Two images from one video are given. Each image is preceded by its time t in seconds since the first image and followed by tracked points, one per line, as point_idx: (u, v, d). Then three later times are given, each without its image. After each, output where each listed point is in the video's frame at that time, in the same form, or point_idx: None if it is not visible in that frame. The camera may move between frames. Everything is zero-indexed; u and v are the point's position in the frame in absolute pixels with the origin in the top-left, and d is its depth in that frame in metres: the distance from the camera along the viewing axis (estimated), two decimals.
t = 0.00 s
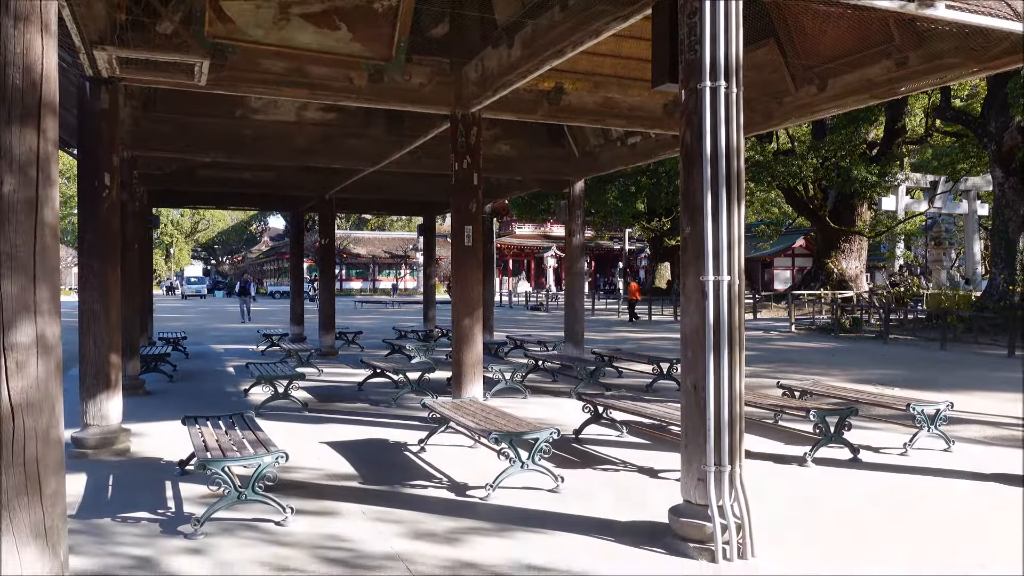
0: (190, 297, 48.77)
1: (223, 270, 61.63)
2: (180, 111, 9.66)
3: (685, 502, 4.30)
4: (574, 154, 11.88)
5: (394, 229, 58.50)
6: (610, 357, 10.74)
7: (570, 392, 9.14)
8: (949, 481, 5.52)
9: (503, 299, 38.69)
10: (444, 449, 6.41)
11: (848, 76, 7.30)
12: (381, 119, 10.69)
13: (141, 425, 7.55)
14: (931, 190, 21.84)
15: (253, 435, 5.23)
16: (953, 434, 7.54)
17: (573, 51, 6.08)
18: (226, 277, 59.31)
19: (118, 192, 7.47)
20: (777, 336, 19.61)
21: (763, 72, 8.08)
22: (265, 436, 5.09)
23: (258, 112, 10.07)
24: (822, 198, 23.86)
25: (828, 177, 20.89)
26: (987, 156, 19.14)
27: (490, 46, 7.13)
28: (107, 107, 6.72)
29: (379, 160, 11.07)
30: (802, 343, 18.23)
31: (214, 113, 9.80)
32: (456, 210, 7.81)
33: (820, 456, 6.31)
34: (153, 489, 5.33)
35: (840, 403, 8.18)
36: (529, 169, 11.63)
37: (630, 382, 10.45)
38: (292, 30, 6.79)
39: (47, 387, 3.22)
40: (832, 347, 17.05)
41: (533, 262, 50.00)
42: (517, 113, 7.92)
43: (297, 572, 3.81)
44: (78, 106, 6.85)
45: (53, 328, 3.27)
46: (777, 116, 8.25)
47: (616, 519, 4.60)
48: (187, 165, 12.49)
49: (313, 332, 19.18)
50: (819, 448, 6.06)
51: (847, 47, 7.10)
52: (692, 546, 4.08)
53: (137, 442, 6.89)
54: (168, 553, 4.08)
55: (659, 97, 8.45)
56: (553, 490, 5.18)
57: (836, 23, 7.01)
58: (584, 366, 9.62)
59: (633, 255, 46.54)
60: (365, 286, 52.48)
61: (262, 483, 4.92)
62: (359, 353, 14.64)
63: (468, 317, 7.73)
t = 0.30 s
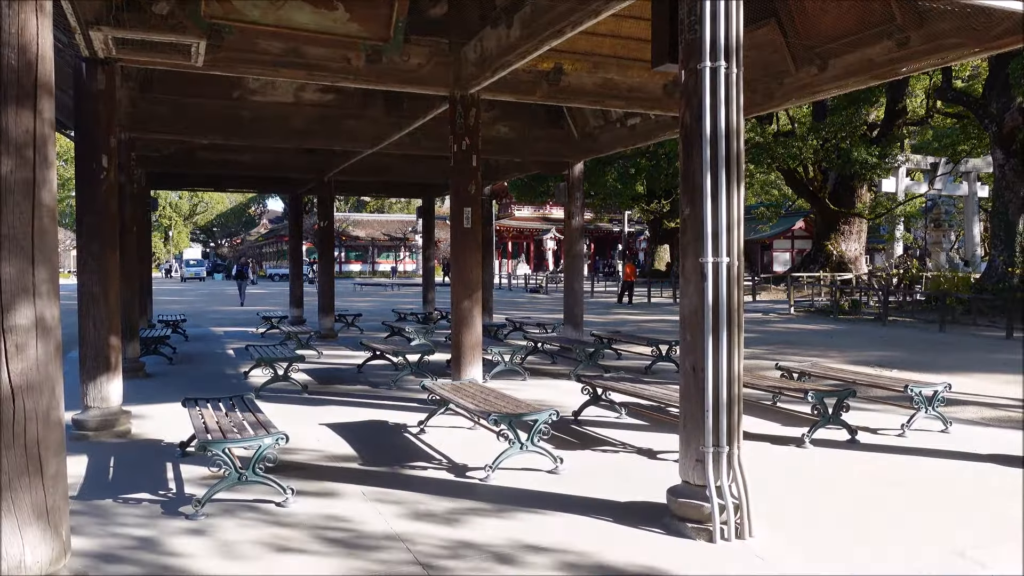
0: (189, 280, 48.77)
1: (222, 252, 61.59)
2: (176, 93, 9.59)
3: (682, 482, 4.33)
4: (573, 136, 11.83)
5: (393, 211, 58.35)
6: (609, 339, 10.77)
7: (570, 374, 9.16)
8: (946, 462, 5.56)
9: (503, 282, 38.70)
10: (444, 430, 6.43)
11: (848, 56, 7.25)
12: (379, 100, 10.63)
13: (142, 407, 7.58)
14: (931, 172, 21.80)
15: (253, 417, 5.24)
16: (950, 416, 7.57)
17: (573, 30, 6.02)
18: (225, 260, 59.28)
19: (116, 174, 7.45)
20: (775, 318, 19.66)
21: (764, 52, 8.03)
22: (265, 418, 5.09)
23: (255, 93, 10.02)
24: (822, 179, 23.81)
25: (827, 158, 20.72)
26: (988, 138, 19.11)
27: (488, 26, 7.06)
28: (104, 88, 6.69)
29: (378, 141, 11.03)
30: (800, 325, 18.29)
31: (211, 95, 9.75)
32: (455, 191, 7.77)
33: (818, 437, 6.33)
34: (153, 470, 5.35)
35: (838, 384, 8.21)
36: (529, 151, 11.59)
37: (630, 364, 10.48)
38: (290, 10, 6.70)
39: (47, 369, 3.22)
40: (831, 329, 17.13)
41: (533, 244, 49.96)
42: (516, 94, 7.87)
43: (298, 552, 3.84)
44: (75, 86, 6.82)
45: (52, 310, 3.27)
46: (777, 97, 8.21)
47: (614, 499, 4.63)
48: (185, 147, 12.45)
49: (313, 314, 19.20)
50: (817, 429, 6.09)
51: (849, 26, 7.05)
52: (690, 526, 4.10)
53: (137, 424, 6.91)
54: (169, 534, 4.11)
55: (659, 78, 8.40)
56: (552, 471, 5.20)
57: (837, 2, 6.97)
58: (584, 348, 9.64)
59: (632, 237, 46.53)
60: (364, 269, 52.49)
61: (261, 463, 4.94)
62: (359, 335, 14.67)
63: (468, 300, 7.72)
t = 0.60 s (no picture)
0: (189, 272, 48.74)
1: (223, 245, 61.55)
2: (174, 84, 9.56)
3: (681, 472, 4.32)
4: (573, 127, 11.80)
5: (393, 203, 58.26)
6: (609, 330, 10.76)
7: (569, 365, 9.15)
8: (946, 453, 5.55)
9: (503, 273, 38.64)
10: (442, 422, 6.42)
11: (848, 45, 7.21)
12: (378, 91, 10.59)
13: (141, 399, 7.57)
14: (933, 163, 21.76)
15: (251, 409, 5.23)
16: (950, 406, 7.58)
17: (571, 20, 5.98)
18: (226, 252, 59.23)
19: (114, 165, 7.44)
20: (776, 309, 19.64)
21: (763, 41, 8.01)
22: (264, 409, 5.08)
23: (253, 84, 9.97)
24: (823, 170, 23.75)
25: (828, 149, 20.69)
26: (989, 128, 19.08)
27: (486, 16, 7.01)
28: (101, 79, 6.66)
29: (376, 133, 10.99)
30: (801, 316, 18.29)
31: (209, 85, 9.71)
32: (453, 182, 7.74)
33: (817, 427, 6.33)
34: (152, 462, 5.35)
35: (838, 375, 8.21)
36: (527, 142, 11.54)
37: (629, 355, 10.48)
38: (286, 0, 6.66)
39: (41, 361, 3.21)
40: (831, 320, 17.13)
41: (533, 236, 49.95)
42: (514, 84, 7.83)
43: (296, 543, 3.84)
44: (71, 77, 6.79)
45: (46, 301, 3.25)
46: (777, 86, 8.18)
47: (612, 490, 4.63)
48: (184, 138, 12.42)
49: (312, 307, 19.19)
50: (816, 419, 6.08)
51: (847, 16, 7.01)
52: (688, 516, 4.09)
53: (136, 416, 6.90)
54: (167, 526, 4.11)
55: (658, 68, 8.36)
56: (550, 462, 5.19)
57: None
58: (583, 339, 9.63)
59: (632, 229, 46.50)
60: (364, 261, 52.49)
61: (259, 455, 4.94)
62: (359, 327, 14.67)
63: (467, 291, 7.69)
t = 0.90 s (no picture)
0: (182, 272, 48.54)
1: (215, 245, 61.36)
2: (160, 82, 9.47)
3: (666, 472, 4.27)
4: (563, 125, 11.77)
5: (387, 203, 58.17)
6: (599, 330, 10.73)
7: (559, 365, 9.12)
8: (935, 451, 5.53)
9: (497, 273, 38.62)
10: (429, 422, 6.37)
11: (837, 42, 7.17)
12: (367, 90, 10.53)
13: (126, 400, 7.50)
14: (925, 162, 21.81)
15: (234, 409, 5.17)
16: (939, 404, 7.57)
17: (559, 16, 5.93)
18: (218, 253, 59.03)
19: (98, 164, 7.35)
20: (768, 309, 19.68)
21: (753, 39, 7.96)
22: (246, 410, 5.02)
23: (241, 82, 9.90)
24: (815, 169, 23.78)
25: (821, 149, 20.73)
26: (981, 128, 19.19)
27: (474, 13, 6.94)
28: (84, 76, 6.57)
29: (366, 131, 10.94)
30: (792, 315, 18.33)
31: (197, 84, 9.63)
32: (441, 181, 7.67)
33: (805, 426, 6.31)
34: (134, 463, 5.28)
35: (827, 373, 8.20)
36: (518, 141, 11.48)
37: (620, 355, 10.45)
38: None
39: (11, 360, 3.15)
40: (823, 319, 17.17)
41: (527, 236, 49.96)
42: (503, 82, 7.75)
43: (276, 545, 3.78)
44: (54, 74, 6.70)
45: (17, 299, 3.19)
46: (767, 84, 8.13)
47: (597, 490, 4.58)
48: (172, 137, 12.32)
49: (303, 307, 19.12)
50: (805, 418, 6.05)
51: (835, 13, 6.98)
52: (673, 516, 4.05)
53: (121, 417, 6.83)
54: (146, 528, 4.04)
55: (647, 66, 8.31)
56: (536, 462, 5.15)
57: None
58: (574, 339, 9.60)
59: (626, 229, 46.58)
60: (358, 261, 52.44)
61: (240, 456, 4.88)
62: (349, 327, 14.62)
63: (455, 290, 7.63)
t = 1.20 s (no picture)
0: (148, 273, 47.80)
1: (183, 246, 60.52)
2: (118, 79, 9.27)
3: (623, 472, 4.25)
4: (530, 125, 11.74)
5: (358, 204, 57.79)
6: (566, 330, 10.72)
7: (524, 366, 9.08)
8: (893, 448, 5.59)
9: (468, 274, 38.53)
10: (390, 424, 6.28)
11: (799, 43, 7.21)
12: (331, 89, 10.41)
13: (80, 404, 7.32)
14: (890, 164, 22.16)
15: (186, 412, 5.06)
16: (899, 402, 7.66)
17: (520, 14, 5.88)
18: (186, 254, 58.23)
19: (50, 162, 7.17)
20: (736, 308, 19.84)
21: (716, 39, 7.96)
22: (199, 413, 4.91)
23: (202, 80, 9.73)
24: (783, 170, 24.03)
25: (788, 150, 20.90)
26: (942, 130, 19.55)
27: (436, 11, 6.86)
28: (33, 72, 6.40)
29: (330, 130, 10.82)
30: (760, 315, 18.51)
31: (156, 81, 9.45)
32: (404, 180, 7.57)
33: (766, 424, 6.33)
34: (83, 468, 5.14)
35: (789, 372, 8.26)
36: (485, 141, 11.41)
37: (586, 355, 10.45)
38: None
39: None
40: (789, 318, 17.35)
41: (499, 237, 49.93)
42: (467, 81, 7.67)
43: (225, 551, 3.69)
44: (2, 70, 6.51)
45: None
46: (730, 85, 8.15)
47: (555, 491, 4.54)
48: (132, 136, 12.09)
49: (270, 309, 18.88)
50: (765, 417, 6.08)
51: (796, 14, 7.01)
52: (629, 516, 4.02)
53: (73, 422, 6.66)
54: (91, 535, 3.93)
55: (612, 66, 8.28)
56: (496, 463, 5.09)
57: None
58: (540, 339, 9.57)
59: (597, 230, 46.72)
60: (329, 262, 52.08)
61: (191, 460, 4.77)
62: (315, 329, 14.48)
63: (418, 290, 7.54)
